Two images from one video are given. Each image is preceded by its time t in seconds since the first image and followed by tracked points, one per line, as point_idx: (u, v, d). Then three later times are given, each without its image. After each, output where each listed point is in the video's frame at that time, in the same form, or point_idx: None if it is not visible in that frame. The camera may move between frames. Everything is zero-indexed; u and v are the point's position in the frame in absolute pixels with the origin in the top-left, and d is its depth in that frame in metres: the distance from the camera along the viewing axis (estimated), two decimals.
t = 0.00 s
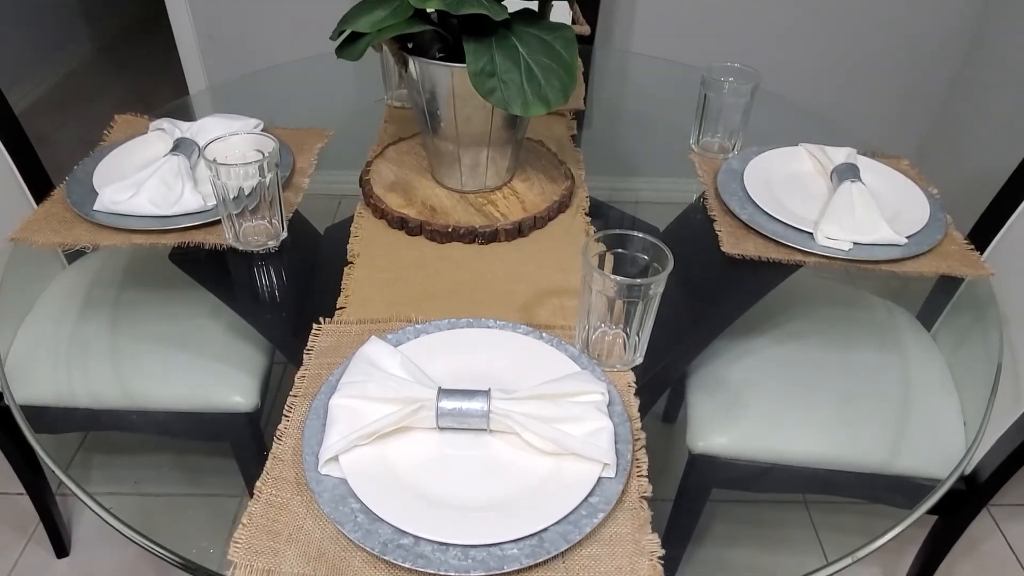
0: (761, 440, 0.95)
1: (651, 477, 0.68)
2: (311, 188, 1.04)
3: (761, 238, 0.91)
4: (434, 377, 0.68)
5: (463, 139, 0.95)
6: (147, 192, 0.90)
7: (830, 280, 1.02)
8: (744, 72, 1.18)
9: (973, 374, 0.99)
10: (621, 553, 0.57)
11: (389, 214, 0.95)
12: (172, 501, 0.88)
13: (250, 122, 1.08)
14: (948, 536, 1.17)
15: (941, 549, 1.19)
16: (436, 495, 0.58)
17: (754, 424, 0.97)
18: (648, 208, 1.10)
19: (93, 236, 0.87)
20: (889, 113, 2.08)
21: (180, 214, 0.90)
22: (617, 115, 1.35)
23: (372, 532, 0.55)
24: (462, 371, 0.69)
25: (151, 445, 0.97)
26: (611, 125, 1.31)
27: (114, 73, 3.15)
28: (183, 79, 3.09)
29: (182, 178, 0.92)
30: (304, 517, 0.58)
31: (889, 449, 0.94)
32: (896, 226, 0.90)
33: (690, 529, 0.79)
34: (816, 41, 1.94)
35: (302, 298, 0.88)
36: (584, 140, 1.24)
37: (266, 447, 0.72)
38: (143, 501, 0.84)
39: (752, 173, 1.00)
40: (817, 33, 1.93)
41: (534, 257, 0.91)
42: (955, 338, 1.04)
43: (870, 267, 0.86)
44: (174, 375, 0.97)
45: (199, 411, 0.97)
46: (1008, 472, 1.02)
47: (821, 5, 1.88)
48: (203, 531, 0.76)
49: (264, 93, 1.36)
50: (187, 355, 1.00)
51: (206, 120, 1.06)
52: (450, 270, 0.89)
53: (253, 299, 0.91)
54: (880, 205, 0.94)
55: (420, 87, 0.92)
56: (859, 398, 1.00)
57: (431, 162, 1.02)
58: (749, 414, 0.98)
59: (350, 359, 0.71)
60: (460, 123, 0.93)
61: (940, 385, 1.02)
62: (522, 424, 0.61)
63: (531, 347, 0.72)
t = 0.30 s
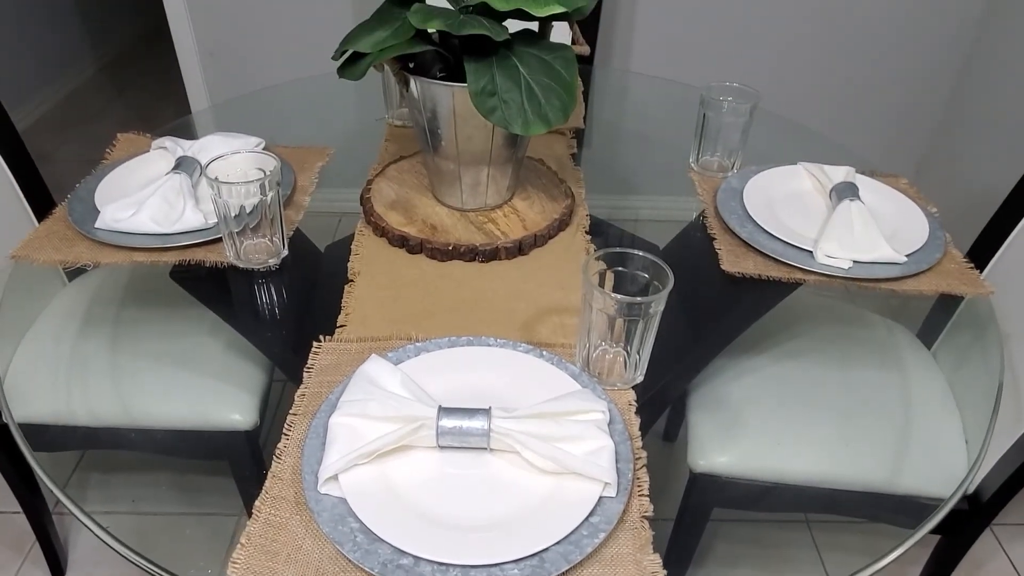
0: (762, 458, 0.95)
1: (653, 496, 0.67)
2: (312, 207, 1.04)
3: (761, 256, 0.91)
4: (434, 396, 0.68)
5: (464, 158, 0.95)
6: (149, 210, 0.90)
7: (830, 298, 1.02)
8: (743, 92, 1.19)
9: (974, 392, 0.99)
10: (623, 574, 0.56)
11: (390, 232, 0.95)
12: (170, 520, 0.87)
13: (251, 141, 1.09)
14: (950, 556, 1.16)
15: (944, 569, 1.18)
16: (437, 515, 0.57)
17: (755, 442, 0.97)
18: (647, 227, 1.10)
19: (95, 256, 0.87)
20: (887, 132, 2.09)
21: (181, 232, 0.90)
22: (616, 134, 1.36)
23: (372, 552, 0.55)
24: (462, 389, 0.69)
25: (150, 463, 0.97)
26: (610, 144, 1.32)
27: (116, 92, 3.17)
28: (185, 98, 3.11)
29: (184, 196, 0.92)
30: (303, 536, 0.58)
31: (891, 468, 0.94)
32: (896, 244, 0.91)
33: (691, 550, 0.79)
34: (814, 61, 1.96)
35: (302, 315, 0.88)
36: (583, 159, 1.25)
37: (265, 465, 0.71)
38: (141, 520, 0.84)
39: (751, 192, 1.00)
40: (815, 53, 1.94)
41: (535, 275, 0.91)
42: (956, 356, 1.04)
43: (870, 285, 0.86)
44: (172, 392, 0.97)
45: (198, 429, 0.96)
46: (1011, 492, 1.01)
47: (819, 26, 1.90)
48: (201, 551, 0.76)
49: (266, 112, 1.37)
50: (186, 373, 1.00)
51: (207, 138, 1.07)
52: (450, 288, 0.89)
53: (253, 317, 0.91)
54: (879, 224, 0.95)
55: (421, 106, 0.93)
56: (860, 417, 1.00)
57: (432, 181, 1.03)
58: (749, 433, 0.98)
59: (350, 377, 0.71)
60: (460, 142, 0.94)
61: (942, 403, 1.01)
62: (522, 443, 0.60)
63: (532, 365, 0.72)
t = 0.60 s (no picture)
0: (761, 472, 0.95)
1: (651, 510, 0.67)
2: (310, 219, 1.04)
3: (759, 269, 0.91)
4: (432, 408, 0.68)
5: (462, 170, 0.96)
6: (147, 223, 0.90)
7: (828, 311, 1.02)
8: (740, 105, 1.19)
9: (974, 405, 0.99)
10: None
11: (388, 244, 0.95)
12: (166, 534, 0.87)
13: (250, 154, 1.09)
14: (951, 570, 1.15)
15: None
16: (433, 529, 0.57)
17: (754, 456, 0.96)
18: (646, 239, 1.10)
19: (93, 267, 0.87)
20: (884, 145, 2.10)
21: (179, 245, 0.90)
22: (615, 147, 1.36)
23: (368, 567, 0.54)
24: (460, 402, 0.68)
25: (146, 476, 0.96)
26: (609, 157, 1.32)
27: (116, 105, 3.18)
28: (184, 110, 3.12)
29: (182, 209, 0.92)
30: (299, 550, 0.57)
31: (891, 482, 0.93)
32: (894, 257, 0.91)
33: (691, 565, 0.78)
34: (811, 75, 1.97)
35: (299, 328, 0.88)
36: (581, 171, 1.25)
37: (261, 479, 0.71)
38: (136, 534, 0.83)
39: (750, 205, 1.01)
40: (812, 67, 1.96)
41: (534, 288, 0.91)
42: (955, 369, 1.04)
43: (869, 297, 0.86)
44: (168, 405, 0.97)
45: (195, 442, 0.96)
46: (1011, 506, 1.01)
47: (816, 40, 1.91)
48: (197, 565, 0.75)
49: (265, 125, 1.38)
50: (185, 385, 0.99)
51: (207, 151, 1.07)
52: (449, 300, 0.89)
53: (251, 329, 0.91)
54: (877, 236, 0.95)
55: (420, 118, 0.93)
56: (858, 430, 0.99)
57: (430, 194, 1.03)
58: (749, 446, 0.98)
59: (348, 389, 0.71)
60: (459, 154, 0.94)
61: (940, 417, 1.01)
62: (521, 456, 0.60)
63: (529, 378, 0.71)
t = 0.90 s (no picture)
0: (761, 488, 0.94)
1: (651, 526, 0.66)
2: (309, 235, 1.05)
3: (758, 284, 0.91)
4: (430, 423, 0.67)
5: (461, 186, 0.96)
6: (146, 238, 0.90)
7: (827, 326, 1.02)
8: (738, 122, 1.20)
9: (973, 421, 0.98)
10: None
11: (387, 259, 0.95)
12: (162, 551, 0.86)
13: (250, 170, 1.09)
14: None
15: None
16: (431, 546, 0.57)
17: (754, 473, 0.96)
18: (645, 255, 1.10)
19: (91, 282, 0.87)
20: (881, 161, 2.11)
21: (178, 259, 0.90)
22: (613, 163, 1.37)
23: None
24: (458, 417, 0.68)
25: (143, 493, 0.96)
26: (607, 173, 1.33)
27: (117, 121, 3.20)
28: (185, 126, 3.14)
29: (181, 224, 0.92)
30: (295, 566, 0.57)
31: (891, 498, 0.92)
32: (892, 272, 0.91)
33: None
34: (808, 92, 1.99)
35: (297, 343, 0.88)
36: (580, 187, 1.26)
37: (258, 494, 0.70)
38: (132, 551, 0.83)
39: (748, 221, 1.01)
40: (809, 84, 1.97)
41: (532, 303, 0.91)
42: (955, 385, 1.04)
43: (867, 312, 0.86)
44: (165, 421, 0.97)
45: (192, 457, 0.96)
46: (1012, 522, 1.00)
47: (812, 57, 1.93)
48: None
49: (265, 141, 1.38)
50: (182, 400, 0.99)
51: (207, 167, 1.07)
52: (448, 316, 0.89)
53: (249, 344, 0.91)
54: (875, 252, 0.95)
55: (419, 134, 0.93)
56: (858, 446, 0.99)
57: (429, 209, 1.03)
58: (748, 461, 0.97)
59: (346, 404, 0.71)
60: (458, 170, 0.94)
61: (940, 433, 1.01)
62: (519, 471, 0.60)
63: (527, 393, 0.71)
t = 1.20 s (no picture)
0: (760, 504, 0.94)
1: (651, 542, 0.66)
2: (309, 251, 1.05)
3: (756, 299, 0.91)
4: (428, 438, 0.67)
5: (460, 202, 0.96)
6: (145, 253, 0.90)
7: (825, 341, 1.02)
8: (735, 138, 1.21)
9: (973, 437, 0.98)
10: None
11: (387, 275, 0.96)
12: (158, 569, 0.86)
13: (250, 186, 1.10)
14: None
15: None
16: (429, 562, 0.56)
17: (753, 489, 0.96)
18: (644, 272, 1.10)
19: (90, 297, 0.87)
20: (878, 178, 2.12)
21: (177, 275, 0.90)
22: (611, 179, 1.38)
23: None
24: (458, 432, 0.68)
25: (141, 509, 0.95)
26: (605, 189, 1.34)
27: (119, 138, 3.22)
28: (186, 144, 3.15)
29: (182, 239, 0.92)
30: None
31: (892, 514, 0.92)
32: (890, 287, 0.91)
33: None
34: (805, 110, 2.00)
35: (296, 358, 0.88)
36: (579, 204, 1.26)
37: (256, 510, 0.70)
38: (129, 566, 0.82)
39: (746, 236, 1.02)
40: (805, 102, 1.99)
41: (532, 318, 0.91)
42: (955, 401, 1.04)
43: (865, 327, 0.86)
44: (162, 436, 0.97)
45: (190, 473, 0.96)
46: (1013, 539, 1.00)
47: (809, 75, 1.95)
48: None
49: (265, 157, 1.39)
50: (180, 416, 0.99)
51: (207, 183, 1.08)
52: (447, 330, 0.89)
53: (248, 359, 0.91)
54: (873, 267, 0.95)
55: (418, 150, 0.94)
56: (858, 462, 0.99)
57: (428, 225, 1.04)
58: (749, 477, 0.97)
59: (345, 419, 0.70)
60: (458, 186, 0.95)
61: (940, 448, 1.00)
62: (518, 486, 0.60)
63: (526, 407, 0.71)
